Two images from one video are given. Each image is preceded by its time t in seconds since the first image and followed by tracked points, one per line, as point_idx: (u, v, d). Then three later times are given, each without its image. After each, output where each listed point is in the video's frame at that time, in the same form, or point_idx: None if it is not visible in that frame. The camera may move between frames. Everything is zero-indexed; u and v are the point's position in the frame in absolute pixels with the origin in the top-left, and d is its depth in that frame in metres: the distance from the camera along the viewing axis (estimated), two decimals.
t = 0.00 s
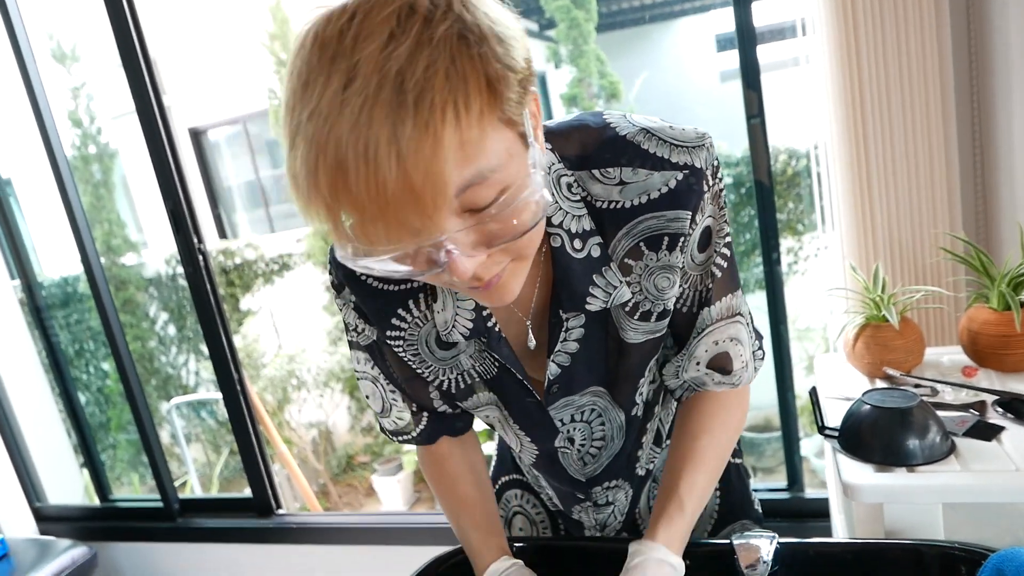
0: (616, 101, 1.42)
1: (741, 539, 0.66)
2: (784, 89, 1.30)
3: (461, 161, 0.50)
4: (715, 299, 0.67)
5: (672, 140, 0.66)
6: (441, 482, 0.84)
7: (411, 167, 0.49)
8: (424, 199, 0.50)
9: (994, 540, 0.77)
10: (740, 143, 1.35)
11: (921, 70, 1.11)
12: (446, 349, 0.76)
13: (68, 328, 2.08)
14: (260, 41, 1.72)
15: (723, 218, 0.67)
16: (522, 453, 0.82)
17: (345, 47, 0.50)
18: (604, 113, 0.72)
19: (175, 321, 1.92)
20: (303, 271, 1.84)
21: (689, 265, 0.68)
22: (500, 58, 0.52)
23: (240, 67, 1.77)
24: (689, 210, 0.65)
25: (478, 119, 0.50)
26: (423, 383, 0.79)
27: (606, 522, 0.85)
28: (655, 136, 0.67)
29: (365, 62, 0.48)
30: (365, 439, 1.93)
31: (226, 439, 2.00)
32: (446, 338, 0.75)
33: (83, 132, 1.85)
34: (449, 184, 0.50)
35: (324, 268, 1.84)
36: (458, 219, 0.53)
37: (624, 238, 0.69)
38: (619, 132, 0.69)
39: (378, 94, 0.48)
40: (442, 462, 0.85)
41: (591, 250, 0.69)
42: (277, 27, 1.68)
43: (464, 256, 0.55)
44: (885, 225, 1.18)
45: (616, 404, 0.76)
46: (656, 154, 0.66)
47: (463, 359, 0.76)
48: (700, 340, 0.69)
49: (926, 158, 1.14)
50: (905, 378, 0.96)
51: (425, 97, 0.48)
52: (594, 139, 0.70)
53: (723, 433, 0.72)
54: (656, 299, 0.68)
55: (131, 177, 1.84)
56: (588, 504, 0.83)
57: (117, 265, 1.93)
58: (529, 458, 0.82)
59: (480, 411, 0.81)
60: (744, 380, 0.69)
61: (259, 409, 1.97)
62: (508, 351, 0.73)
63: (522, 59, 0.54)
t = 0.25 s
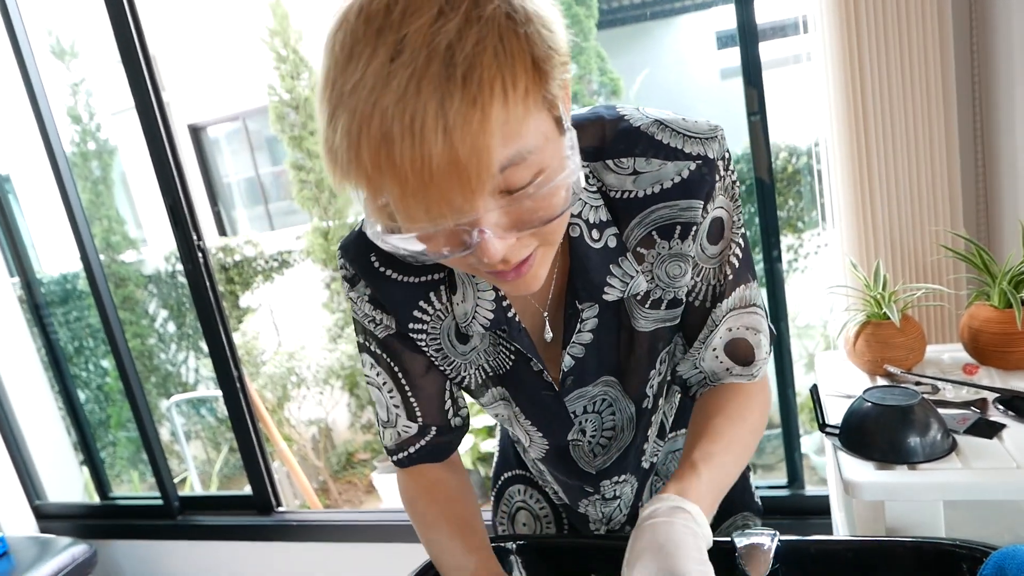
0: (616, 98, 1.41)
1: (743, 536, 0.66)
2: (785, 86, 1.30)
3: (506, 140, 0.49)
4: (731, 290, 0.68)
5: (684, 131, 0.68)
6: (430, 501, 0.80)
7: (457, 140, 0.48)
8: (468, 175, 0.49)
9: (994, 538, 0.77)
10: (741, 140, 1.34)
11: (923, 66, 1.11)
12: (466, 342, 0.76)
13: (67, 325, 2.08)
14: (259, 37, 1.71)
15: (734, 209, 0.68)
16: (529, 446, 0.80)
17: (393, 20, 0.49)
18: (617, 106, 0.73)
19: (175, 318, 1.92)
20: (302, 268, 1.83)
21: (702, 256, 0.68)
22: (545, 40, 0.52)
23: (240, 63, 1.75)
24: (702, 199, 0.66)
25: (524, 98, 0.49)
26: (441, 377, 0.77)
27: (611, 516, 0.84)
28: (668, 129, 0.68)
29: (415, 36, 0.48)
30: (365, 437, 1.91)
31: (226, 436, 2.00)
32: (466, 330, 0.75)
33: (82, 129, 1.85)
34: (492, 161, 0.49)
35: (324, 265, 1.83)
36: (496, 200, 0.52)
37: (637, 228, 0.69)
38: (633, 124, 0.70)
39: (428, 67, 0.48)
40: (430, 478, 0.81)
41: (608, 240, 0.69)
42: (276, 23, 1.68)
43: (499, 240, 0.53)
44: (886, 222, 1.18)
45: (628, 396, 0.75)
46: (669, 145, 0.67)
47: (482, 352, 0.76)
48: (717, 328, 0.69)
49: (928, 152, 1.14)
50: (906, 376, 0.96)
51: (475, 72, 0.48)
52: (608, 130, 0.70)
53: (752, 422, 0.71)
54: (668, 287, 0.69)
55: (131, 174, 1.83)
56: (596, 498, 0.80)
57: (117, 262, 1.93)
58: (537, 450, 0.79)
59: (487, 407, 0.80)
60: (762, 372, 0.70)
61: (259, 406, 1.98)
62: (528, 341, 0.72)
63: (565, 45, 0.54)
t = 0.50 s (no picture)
0: (613, 93, 1.41)
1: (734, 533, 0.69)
2: (782, 82, 1.29)
3: (519, 134, 0.48)
4: (743, 283, 0.63)
5: (691, 131, 0.65)
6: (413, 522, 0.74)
7: (470, 132, 0.47)
8: (480, 169, 0.48)
9: (988, 533, 0.77)
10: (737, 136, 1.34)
11: (920, 62, 1.11)
12: (471, 341, 0.73)
13: (61, 321, 2.07)
14: (254, 31, 1.71)
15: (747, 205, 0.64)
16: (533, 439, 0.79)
17: (410, 15, 0.49)
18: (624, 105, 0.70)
19: (170, 314, 1.91)
20: (298, 263, 1.84)
21: (712, 251, 0.64)
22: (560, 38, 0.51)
23: (234, 57, 1.76)
24: (712, 199, 0.63)
25: (538, 92, 0.48)
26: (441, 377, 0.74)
27: (613, 507, 0.82)
28: (675, 130, 0.65)
29: (431, 30, 0.48)
30: (360, 432, 1.93)
31: (221, 432, 2.00)
32: (474, 329, 0.73)
33: (75, 123, 1.84)
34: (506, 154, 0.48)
35: (320, 260, 1.83)
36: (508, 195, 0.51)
37: (647, 229, 0.68)
38: (641, 127, 0.66)
39: (443, 61, 0.47)
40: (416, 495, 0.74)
41: (618, 239, 0.69)
42: (272, 17, 1.68)
43: (509, 237, 0.52)
44: (882, 218, 1.18)
45: (634, 393, 0.74)
46: (675, 146, 0.64)
47: (488, 351, 0.74)
48: (730, 328, 0.64)
49: (923, 147, 1.14)
50: (901, 371, 0.96)
51: (489, 65, 0.47)
52: (614, 130, 0.67)
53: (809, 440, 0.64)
54: (677, 288, 0.68)
55: (125, 169, 1.82)
56: (600, 493, 0.79)
57: (110, 257, 1.92)
58: (544, 445, 0.78)
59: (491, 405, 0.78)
60: (787, 374, 0.63)
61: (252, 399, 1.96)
62: (539, 336, 0.71)
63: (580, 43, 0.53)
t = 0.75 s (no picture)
0: (609, 89, 1.41)
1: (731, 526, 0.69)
2: (779, 78, 1.29)
3: (521, 140, 0.48)
4: (760, 278, 0.58)
5: (695, 132, 0.61)
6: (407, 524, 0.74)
7: (471, 137, 0.46)
8: (483, 174, 0.48)
9: (983, 527, 0.77)
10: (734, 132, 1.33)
11: (917, 59, 1.11)
12: (471, 340, 0.73)
13: (58, 319, 2.06)
14: (251, 27, 1.73)
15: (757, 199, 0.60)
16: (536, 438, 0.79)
17: (412, 18, 0.49)
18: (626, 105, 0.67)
19: (167, 312, 1.90)
20: (294, 260, 1.87)
21: (724, 247, 0.60)
22: (564, 39, 0.51)
23: (230, 55, 1.80)
24: (718, 199, 0.60)
25: (540, 97, 0.48)
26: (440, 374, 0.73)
27: (614, 502, 0.83)
28: (679, 131, 0.62)
29: (432, 33, 0.47)
30: (358, 429, 1.94)
31: (218, 430, 1.99)
32: (475, 328, 0.72)
33: (71, 121, 1.83)
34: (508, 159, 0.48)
35: (317, 258, 1.86)
36: (511, 199, 0.50)
37: (652, 232, 0.65)
38: (644, 130, 0.63)
39: (444, 65, 0.46)
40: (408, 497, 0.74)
41: (621, 241, 0.66)
42: (268, 14, 1.70)
43: (512, 242, 0.52)
44: (879, 213, 1.18)
45: (635, 396, 0.74)
46: (680, 147, 0.61)
47: (488, 350, 0.73)
48: (751, 325, 0.59)
49: (920, 142, 1.14)
50: (897, 367, 0.96)
51: (491, 70, 0.46)
52: (618, 131, 0.63)
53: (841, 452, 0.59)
54: (683, 291, 0.66)
55: (121, 167, 1.81)
56: (600, 489, 0.79)
57: (107, 255, 1.91)
58: (545, 444, 0.78)
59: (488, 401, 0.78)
60: (813, 368, 0.58)
61: (249, 396, 1.94)
62: (540, 337, 0.70)
63: (585, 44, 0.53)
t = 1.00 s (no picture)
0: (607, 85, 1.40)
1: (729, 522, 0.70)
2: (776, 75, 1.29)
3: (520, 139, 0.48)
4: (760, 282, 0.58)
5: (699, 131, 0.61)
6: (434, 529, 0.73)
7: (468, 137, 0.46)
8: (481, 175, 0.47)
9: (980, 523, 0.78)
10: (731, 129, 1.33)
11: (914, 57, 1.11)
12: (473, 343, 0.72)
13: (55, 317, 2.06)
14: (248, 25, 1.73)
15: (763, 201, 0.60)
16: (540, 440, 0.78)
17: (404, 19, 0.49)
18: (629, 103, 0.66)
19: (164, 310, 1.90)
20: (293, 258, 1.86)
21: (726, 250, 0.60)
22: (559, 36, 0.50)
23: (227, 52, 1.79)
24: (721, 202, 0.60)
25: (538, 94, 0.48)
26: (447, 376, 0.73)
27: (617, 503, 0.82)
28: (683, 130, 0.62)
29: (426, 33, 0.47)
30: (356, 427, 1.95)
31: (216, 428, 1.99)
32: (477, 330, 0.72)
33: (68, 118, 1.82)
34: (506, 158, 0.48)
35: (315, 256, 1.86)
36: (510, 199, 0.50)
37: (655, 233, 0.65)
38: (648, 128, 0.63)
39: (439, 64, 0.46)
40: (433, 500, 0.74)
41: (625, 241, 0.66)
42: (264, 11, 1.70)
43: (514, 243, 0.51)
44: (877, 210, 1.19)
45: (641, 395, 0.73)
46: (684, 147, 0.61)
47: (490, 352, 0.73)
48: (751, 328, 0.59)
49: (917, 140, 1.14)
50: (895, 363, 0.96)
51: (487, 68, 0.46)
52: (621, 130, 0.63)
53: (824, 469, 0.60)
54: (686, 292, 0.66)
55: (117, 164, 1.81)
56: (603, 488, 0.79)
57: (104, 253, 1.91)
58: (550, 445, 0.77)
59: (486, 399, 0.78)
60: (808, 374, 0.59)
61: (248, 395, 1.95)
62: (544, 339, 0.70)
63: (582, 40, 0.52)
